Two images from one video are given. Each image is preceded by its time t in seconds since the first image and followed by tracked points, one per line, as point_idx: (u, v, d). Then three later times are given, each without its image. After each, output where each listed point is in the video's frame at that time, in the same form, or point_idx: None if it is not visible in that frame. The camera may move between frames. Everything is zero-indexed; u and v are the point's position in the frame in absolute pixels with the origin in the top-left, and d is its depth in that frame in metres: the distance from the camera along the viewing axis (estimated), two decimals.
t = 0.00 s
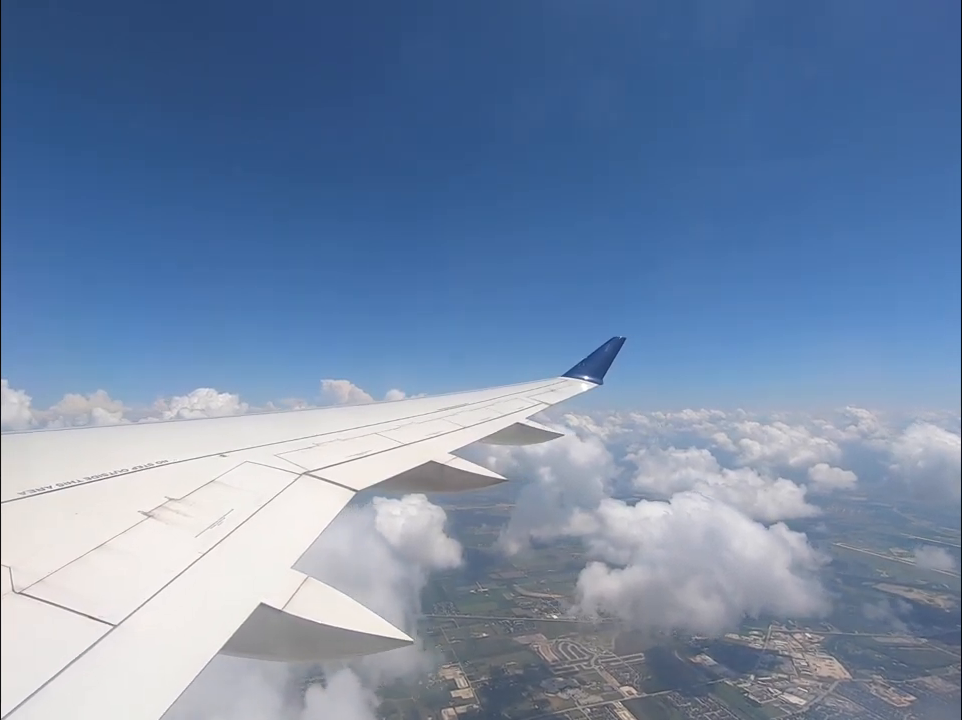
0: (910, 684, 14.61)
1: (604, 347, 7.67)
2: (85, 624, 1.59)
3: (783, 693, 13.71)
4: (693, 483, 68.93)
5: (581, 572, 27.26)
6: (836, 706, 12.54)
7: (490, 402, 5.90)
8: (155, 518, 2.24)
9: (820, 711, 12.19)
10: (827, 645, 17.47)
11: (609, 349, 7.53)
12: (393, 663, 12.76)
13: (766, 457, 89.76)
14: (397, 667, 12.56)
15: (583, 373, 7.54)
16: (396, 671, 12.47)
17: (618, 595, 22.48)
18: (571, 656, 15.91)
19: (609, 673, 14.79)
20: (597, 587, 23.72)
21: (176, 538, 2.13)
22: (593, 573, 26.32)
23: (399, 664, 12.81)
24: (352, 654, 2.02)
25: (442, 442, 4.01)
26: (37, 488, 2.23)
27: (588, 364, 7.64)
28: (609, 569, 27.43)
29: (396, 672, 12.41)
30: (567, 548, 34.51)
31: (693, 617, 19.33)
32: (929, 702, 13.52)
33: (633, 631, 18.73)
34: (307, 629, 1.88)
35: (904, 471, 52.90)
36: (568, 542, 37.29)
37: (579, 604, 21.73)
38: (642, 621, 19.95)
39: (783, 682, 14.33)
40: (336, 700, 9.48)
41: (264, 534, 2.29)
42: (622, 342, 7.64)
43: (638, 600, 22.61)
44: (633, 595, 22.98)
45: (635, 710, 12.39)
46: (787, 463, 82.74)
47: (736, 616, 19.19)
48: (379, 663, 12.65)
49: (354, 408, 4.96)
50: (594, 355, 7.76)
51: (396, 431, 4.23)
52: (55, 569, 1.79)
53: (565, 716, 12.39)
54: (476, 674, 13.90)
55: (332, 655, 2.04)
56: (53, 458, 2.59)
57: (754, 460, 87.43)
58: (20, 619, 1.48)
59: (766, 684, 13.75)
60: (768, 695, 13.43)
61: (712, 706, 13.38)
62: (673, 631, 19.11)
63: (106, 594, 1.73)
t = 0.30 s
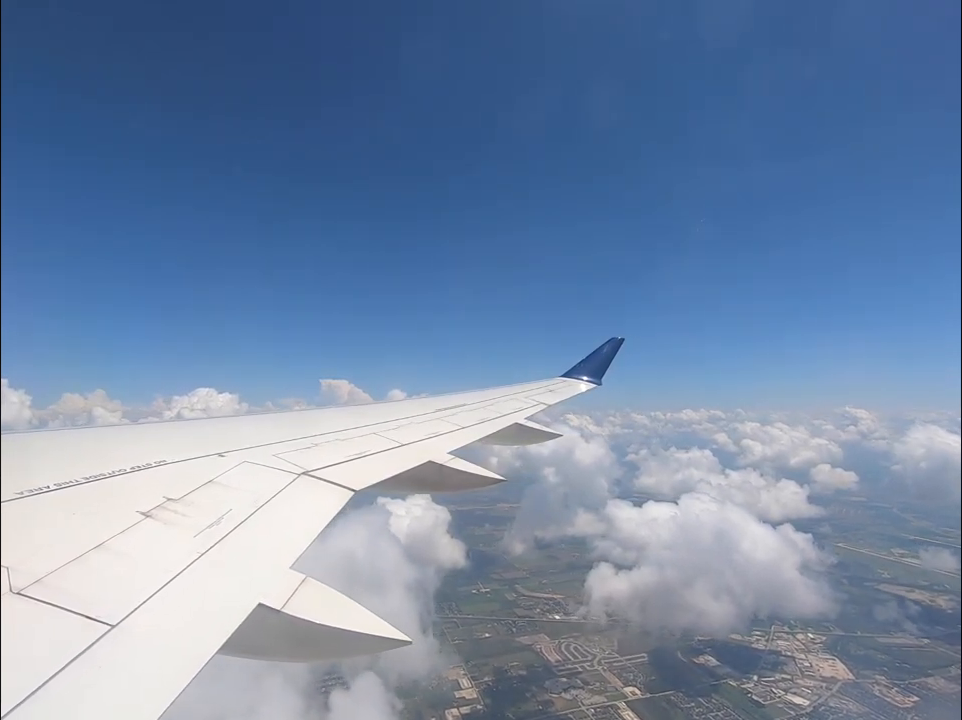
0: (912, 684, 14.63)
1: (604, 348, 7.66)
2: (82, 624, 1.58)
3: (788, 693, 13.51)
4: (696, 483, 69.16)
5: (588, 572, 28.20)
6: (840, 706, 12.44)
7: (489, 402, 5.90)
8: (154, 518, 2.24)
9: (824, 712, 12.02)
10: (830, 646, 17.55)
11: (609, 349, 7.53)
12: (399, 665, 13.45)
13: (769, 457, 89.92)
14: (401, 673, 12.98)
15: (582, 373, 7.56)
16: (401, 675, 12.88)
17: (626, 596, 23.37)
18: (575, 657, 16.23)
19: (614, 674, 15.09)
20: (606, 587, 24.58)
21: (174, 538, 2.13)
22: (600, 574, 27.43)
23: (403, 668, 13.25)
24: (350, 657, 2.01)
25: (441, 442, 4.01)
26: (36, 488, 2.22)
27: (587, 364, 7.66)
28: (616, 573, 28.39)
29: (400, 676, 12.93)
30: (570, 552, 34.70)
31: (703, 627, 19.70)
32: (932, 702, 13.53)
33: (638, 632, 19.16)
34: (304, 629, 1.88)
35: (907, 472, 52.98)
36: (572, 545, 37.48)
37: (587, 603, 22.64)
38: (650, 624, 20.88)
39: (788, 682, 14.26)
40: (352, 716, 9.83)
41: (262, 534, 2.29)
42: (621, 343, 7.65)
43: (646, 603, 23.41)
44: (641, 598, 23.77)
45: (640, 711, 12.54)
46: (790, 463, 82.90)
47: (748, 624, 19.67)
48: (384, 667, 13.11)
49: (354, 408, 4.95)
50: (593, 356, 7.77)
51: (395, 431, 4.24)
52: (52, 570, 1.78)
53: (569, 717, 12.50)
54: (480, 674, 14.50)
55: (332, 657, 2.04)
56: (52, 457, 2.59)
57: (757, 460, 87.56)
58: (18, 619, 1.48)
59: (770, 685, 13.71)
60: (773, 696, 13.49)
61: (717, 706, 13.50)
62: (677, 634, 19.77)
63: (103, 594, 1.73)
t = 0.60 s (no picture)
0: (916, 684, 14.67)
1: (603, 348, 7.65)
2: (81, 625, 1.58)
3: (792, 693, 13.76)
4: (698, 483, 69.32)
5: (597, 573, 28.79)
6: (843, 705, 12.70)
7: (489, 402, 5.90)
8: (153, 518, 2.24)
9: (828, 713, 12.30)
10: (833, 647, 17.66)
11: (608, 349, 7.53)
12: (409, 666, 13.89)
13: (772, 457, 89.99)
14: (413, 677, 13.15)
15: (581, 373, 7.56)
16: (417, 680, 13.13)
17: (635, 598, 23.95)
18: (579, 658, 16.37)
19: (618, 675, 15.24)
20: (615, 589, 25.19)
21: (173, 538, 2.13)
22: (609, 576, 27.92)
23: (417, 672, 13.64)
24: (349, 657, 2.02)
25: (440, 442, 4.01)
26: (35, 488, 2.21)
27: (587, 364, 7.66)
28: (624, 574, 29.02)
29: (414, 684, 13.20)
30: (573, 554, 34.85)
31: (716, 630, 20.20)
32: (935, 702, 13.59)
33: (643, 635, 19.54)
34: (302, 629, 1.88)
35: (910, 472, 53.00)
36: (575, 546, 37.63)
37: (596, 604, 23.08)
38: (660, 624, 21.17)
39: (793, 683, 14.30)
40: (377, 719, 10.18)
41: (261, 535, 2.28)
42: (620, 343, 7.65)
43: (654, 605, 24.07)
44: (649, 600, 24.47)
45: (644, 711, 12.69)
46: (793, 463, 82.94)
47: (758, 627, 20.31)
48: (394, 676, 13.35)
49: (353, 408, 4.95)
50: (593, 356, 7.77)
51: (395, 431, 4.24)
52: (51, 570, 1.78)
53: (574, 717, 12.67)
54: (485, 675, 14.61)
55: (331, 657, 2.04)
56: (51, 457, 2.59)
57: (760, 460, 87.65)
58: (18, 619, 1.48)
59: (775, 685, 14.08)
60: (777, 696, 13.60)
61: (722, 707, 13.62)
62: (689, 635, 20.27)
63: (102, 593, 1.73)
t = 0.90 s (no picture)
0: (921, 685, 14.67)
1: (603, 348, 7.64)
2: (80, 624, 1.58)
3: (797, 693, 13.94)
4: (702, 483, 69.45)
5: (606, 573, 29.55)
6: (848, 705, 12.85)
7: (489, 402, 5.89)
8: (153, 518, 2.24)
9: (833, 713, 12.52)
10: (837, 647, 17.72)
11: (608, 349, 7.53)
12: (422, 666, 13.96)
13: (777, 457, 89.97)
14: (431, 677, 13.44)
15: (581, 373, 7.55)
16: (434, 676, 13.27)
17: (645, 598, 24.10)
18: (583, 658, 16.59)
19: (622, 674, 15.35)
20: (625, 589, 25.44)
21: (173, 538, 2.13)
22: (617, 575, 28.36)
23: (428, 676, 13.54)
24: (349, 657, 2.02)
25: (440, 442, 4.01)
26: (35, 487, 2.21)
27: (586, 364, 7.65)
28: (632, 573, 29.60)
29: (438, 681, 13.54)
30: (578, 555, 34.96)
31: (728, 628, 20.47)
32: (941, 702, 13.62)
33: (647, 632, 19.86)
34: (302, 628, 1.88)
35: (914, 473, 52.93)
36: (580, 547, 37.73)
37: (606, 604, 23.37)
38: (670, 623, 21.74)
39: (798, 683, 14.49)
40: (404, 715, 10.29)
41: (260, 534, 2.28)
42: (620, 343, 7.64)
43: (664, 605, 24.29)
44: (659, 600, 24.66)
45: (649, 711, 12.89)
46: (797, 463, 82.92)
47: (767, 627, 20.60)
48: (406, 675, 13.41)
49: (353, 408, 4.95)
50: (593, 356, 7.76)
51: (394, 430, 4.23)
52: (50, 570, 1.78)
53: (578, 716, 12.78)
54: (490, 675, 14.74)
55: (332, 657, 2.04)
56: (50, 456, 2.58)
57: (764, 460, 87.65)
58: (18, 618, 1.48)
59: (780, 685, 14.25)
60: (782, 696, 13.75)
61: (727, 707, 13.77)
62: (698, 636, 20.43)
63: (101, 593, 1.73)
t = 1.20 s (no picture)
0: (926, 685, 14.66)
1: (603, 348, 7.64)
2: (79, 625, 1.57)
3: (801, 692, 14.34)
4: (707, 483, 69.65)
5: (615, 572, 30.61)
6: (853, 706, 13.02)
7: (488, 401, 5.89)
8: (152, 517, 2.25)
9: (839, 713, 12.91)
10: (842, 647, 17.86)
11: (608, 349, 7.52)
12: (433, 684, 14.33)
13: (782, 456, 89.94)
14: (446, 690, 14.16)
15: (581, 373, 7.54)
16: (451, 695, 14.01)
17: (654, 599, 24.87)
18: (588, 657, 17.28)
19: (627, 674, 16.15)
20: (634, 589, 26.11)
21: (172, 538, 2.13)
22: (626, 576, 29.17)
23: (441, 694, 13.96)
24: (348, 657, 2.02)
25: (439, 442, 4.01)
26: (34, 487, 2.21)
27: (586, 364, 7.64)
28: (642, 574, 30.49)
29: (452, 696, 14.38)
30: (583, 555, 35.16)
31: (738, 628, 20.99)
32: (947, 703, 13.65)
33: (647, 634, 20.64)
34: (302, 627, 1.88)
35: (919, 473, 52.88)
36: (585, 546, 37.92)
37: (614, 605, 23.78)
38: (679, 625, 22.78)
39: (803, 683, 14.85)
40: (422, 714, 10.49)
41: (259, 534, 2.27)
42: (620, 343, 7.64)
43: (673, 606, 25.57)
44: (668, 600, 25.51)
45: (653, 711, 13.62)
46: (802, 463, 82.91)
47: (775, 626, 21.27)
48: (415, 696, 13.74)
49: (353, 408, 4.97)
50: (593, 355, 7.75)
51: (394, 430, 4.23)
52: (50, 569, 1.78)
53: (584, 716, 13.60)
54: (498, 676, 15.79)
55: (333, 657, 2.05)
56: (50, 456, 2.59)
57: (769, 460, 87.66)
58: (18, 619, 1.48)
59: (785, 685, 14.71)
60: (787, 697, 14.23)
61: (733, 708, 14.12)
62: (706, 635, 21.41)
63: (101, 593, 1.73)
